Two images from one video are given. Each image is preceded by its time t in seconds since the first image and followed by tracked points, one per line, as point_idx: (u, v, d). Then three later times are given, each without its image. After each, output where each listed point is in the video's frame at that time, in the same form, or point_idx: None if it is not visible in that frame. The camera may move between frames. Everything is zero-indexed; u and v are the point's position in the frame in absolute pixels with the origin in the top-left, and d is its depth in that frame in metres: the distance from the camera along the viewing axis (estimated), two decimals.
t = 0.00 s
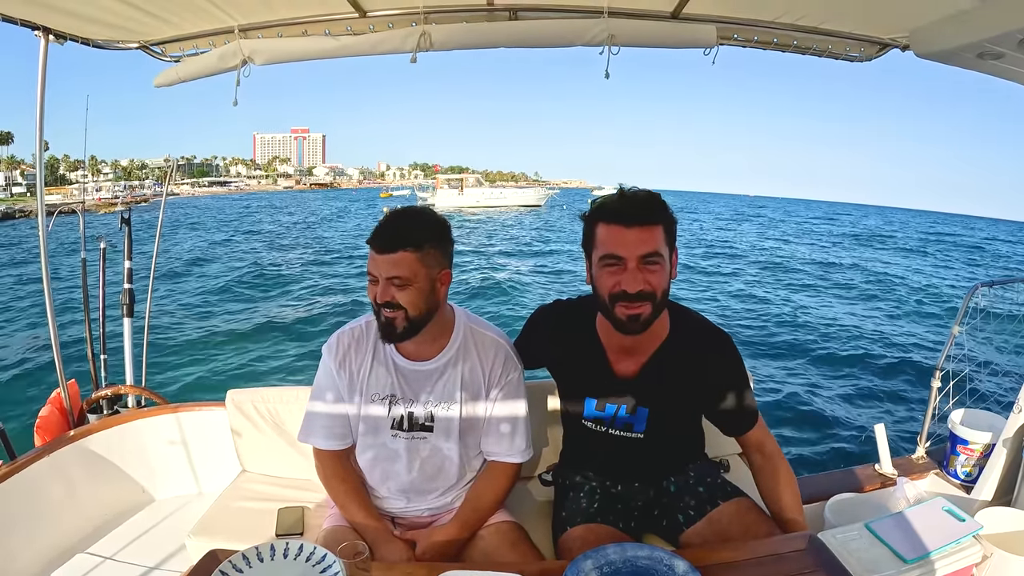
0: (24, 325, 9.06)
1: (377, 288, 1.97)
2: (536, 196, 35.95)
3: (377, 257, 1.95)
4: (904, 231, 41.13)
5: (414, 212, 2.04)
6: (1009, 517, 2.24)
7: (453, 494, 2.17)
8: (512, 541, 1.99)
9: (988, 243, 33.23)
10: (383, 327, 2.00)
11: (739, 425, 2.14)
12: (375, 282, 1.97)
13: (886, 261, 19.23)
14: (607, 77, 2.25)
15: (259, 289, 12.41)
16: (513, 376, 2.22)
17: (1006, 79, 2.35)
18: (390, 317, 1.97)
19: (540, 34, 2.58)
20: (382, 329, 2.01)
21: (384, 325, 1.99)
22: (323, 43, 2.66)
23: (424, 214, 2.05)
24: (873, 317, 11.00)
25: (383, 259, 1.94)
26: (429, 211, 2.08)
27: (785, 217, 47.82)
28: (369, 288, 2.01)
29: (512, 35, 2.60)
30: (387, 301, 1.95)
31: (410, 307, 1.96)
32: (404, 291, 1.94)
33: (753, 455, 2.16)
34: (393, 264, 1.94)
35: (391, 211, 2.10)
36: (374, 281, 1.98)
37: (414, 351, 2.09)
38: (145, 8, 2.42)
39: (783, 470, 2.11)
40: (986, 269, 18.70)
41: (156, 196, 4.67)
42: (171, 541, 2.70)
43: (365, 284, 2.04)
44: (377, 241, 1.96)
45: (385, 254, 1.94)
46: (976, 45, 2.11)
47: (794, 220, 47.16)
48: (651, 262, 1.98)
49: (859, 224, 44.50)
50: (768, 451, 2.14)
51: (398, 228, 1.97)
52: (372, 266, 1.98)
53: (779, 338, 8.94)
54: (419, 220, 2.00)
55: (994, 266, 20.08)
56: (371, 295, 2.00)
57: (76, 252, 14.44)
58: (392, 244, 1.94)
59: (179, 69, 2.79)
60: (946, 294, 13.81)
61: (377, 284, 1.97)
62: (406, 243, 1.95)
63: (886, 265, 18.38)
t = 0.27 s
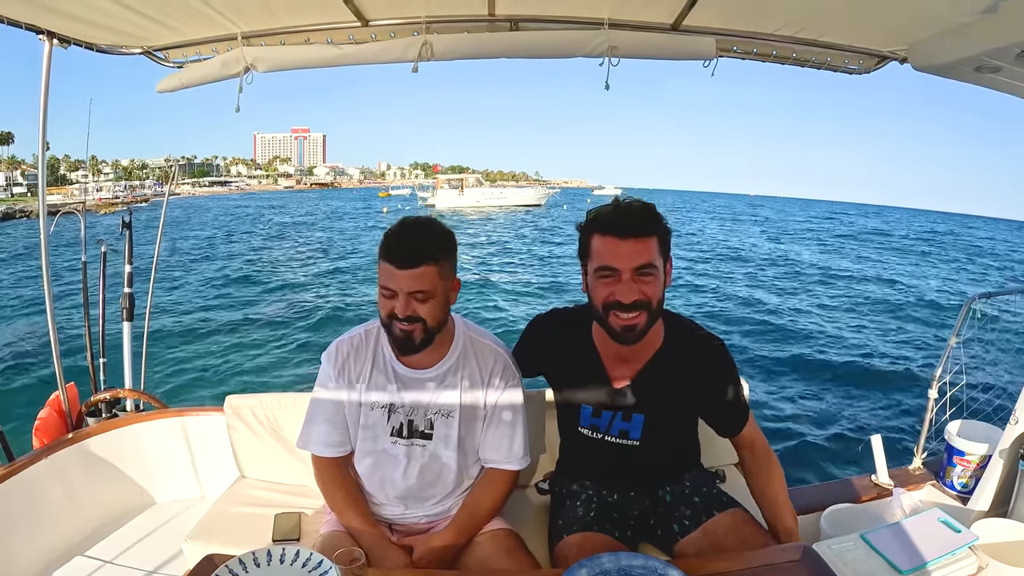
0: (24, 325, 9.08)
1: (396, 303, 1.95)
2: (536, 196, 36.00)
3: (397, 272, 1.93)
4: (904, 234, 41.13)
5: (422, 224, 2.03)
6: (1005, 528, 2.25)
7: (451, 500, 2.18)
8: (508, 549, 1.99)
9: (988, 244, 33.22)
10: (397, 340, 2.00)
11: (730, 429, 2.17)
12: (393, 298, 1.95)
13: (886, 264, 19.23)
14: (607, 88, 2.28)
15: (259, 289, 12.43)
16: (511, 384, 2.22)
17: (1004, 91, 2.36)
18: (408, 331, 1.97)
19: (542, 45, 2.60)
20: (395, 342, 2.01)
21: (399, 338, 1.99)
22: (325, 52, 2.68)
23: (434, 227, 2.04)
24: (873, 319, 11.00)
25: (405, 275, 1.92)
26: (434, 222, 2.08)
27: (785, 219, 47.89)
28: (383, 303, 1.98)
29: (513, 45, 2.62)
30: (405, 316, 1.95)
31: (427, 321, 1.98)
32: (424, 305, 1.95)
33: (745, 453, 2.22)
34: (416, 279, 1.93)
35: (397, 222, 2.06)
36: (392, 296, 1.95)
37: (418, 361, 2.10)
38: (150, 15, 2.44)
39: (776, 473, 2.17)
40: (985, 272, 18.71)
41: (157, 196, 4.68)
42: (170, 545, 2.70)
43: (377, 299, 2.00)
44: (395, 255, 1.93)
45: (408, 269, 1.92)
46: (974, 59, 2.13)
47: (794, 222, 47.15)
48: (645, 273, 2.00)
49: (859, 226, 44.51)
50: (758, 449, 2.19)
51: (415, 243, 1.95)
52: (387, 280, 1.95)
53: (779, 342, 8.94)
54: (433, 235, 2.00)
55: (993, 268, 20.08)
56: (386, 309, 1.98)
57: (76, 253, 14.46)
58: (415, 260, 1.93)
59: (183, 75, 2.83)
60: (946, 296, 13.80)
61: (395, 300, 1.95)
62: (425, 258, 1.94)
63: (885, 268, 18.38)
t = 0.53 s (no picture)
0: (23, 325, 9.09)
1: (400, 312, 1.97)
2: (536, 196, 35.98)
3: (401, 282, 1.94)
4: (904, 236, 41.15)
5: (422, 231, 2.04)
6: (1002, 535, 2.26)
7: (449, 505, 2.19)
8: (505, 553, 2.00)
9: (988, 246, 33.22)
10: (402, 347, 2.02)
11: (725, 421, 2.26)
12: (397, 307, 1.96)
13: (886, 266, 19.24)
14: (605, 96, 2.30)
15: (259, 290, 12.44)
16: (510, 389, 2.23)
17: (1000, 99, 2.39)
18: (413, 339, 2.00)
19: (541, 53, 2.63)
20: (399, 349, 2.03)
21: (404, 346, 2.01)
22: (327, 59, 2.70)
23: (435, 234, 2.06)
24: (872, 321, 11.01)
25: (410, 285, 1.94)
26: (434, 229, 2.10)
27: (785, 221, 47.93)
28: (387, 312, 1.99)
29: (513, 53, 2.65)
30: (411, 324, 1.97)
31: (432, 327, 2.01)
32: (429, 313, 1.98)
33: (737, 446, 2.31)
34: (419, 289, 1.95)
35: (396, 231, 2.06)
36: (395, 305, 1.97)
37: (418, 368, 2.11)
38: (153, 19, 2.47)
39: (768, 478, 2.24)
40: (985, 274, 18.72)
41: (157, 196, 4.70)
42: (168, 548, 2.71)
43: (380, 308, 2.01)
44: (400, 265, 1.94)
45: (412, 279, 1.94)
46: (970, 68, 2.15)
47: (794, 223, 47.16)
48: (640, 272, 2.03)
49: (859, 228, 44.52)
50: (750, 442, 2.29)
51: (418, 251, 1.97)
52: (391, 290, 1.96)
53: (778, 345, 8.95)
54: (436, 242, 2.02)
55: (993, 270, 20.09)
56: (390, 318, 1.99)
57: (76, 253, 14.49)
58: (420, 269, 1.94)
59: (185, 80, 2.85)
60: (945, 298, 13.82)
61: (399, 309, 1.96)
62: (430, 266, 1.96)
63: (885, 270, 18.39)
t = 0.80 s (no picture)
0: (23, 325, 9.10)
1: (406, 319, 1.97)
2: (536, 196, 35.94)
3: (408, 290, 1.94)
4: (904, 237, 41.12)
5: (422, 237, 2.03)
6: (1001, 540, 2.26)
7: (447, 508, 2.19)
8: (503, 557, 2.01)
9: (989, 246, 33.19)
10: (404, 353, 2.02)
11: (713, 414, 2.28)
12: (403, 315, 1.97)
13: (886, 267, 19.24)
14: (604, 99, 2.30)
15: (259, 290, 12.45)
16: (507, 393, 2.22)
17: (998, 104, 2.39)
18: (416, 345, 2.00)
19: (541, 58, 2.63)
20: (402, 355, 2.03)
21: (406, 352, 2.01)
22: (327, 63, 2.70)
23: (437, 239, 2.06)
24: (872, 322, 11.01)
25: (417, 293, 1.94)
26: (433, 233, 2.09)
27: (785, 222, 47.95)
28: (390, 319, 1.99)
29: (513, 58, 2.65)
30: (415, 331, 1.98)
31: (436, 334, 2.01)
32: (434, 320, 1.98)
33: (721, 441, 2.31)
34: (427, 297, 1.96)
35: (396, 238, 2.05)
36: (401, 313, 1.96)
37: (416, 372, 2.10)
38: (154, 23, 2.48)
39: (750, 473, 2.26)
40: (985, 275, 18.73)
41: (158, 197, 4.71)
42: (167, 550, 2.71)
43: (383, 315, 2.00)
44: (405, 273, 1.94)
45: (419, 288, 1.94)
46: (969, 72, 2.16)
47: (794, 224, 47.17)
48: (635, 272, 2.04)
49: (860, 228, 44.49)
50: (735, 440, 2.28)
51: (422, 257, 1.96)
52: (396, 298, 1.96)
53: (777, 346, 8.95)
54: (439, 248, 2.02)
55: (993, 271, 20.09)
56: (394, 325, 1.99)
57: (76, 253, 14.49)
58: (427, 277, 1.95)
59: (185, 83, 2.86)
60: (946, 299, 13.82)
61: (405, 317, 1.97)
62: (435, 273, 1.97)
63: (885, 271, 18.39)
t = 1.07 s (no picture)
0: (22, 326, 9.07)
1: (416, 319, 1.92)
2: (536, 196, 35.91)
3: (420, 291, 1.89)
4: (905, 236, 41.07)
5: (425, 234, 1.98)
6: (1004, 537, 2.24)
7: (445, 506, 2.17)
8: (504, 556, 1.98)
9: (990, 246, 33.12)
10: (409, 351, 1.99)
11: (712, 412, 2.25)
12: (412, 315, 1.92)
13: (887, 266, 19.23)
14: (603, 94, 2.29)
15: (258, 290, 12.42)
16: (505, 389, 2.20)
17: (1003, 98, 2.37)
18: (422, 344, 1.97)
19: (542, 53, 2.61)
20: (407, 354, 1.99)
21: (410, 350, 1.98)
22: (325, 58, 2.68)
23: (442, 238, 2.01)
24: (874, 321, 10.97)
25: (428, 293, 1.90)
26: (433, 229, 2.05)
27: (785, 221, 47.93)
28: (397, 319, 1.94)
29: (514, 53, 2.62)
30: (422, 331, 1.94)
31: (442, 332, 1.98)
32: (444, 320, 1.95)
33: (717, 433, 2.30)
34: (440, 297, 1.92)
35: (398, 236, 2.00)
36: (411, 313, 1.91)
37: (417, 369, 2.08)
38: (150, 18, 2.45)
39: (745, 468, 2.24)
40: (986, 274, 18.70)
41: (157, 196, 4.68)
42: (164, 549, 2.69)
43: (389, 315, 1.95)
44: (416, 272, 1.89)
45: (432, 288, 1.90)
46: (973, 66, 2.14)
47: (795, 223, 47.06)
48: (636, 267, 2.01)
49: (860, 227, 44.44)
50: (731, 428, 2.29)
51: (428, 255, 1.92)
52: (406, 297, 1.90)
53: (778, 345, 8.93)
54: (444, 246, 1.97)
55: (994, 269, 20.07)
56: (400, 324, 1.94)
57: (76, 253, 14.48)
58: (437, 277, 1.91)
59: (183, 80, 2.83)
60: (948, 298, 13.79)
61: (415, 316, 1.92)
62: (443, 271, 1.93)
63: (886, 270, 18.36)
